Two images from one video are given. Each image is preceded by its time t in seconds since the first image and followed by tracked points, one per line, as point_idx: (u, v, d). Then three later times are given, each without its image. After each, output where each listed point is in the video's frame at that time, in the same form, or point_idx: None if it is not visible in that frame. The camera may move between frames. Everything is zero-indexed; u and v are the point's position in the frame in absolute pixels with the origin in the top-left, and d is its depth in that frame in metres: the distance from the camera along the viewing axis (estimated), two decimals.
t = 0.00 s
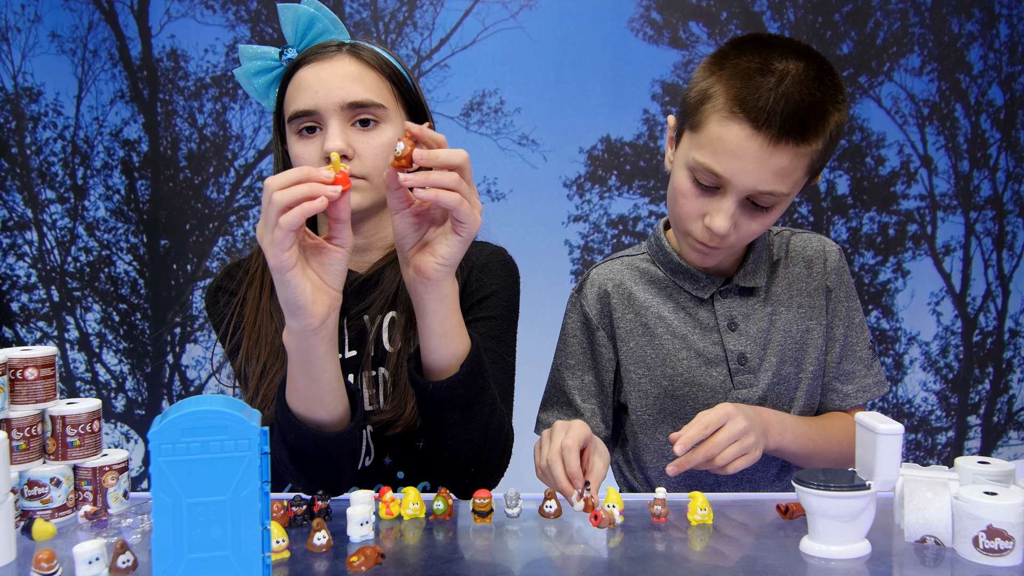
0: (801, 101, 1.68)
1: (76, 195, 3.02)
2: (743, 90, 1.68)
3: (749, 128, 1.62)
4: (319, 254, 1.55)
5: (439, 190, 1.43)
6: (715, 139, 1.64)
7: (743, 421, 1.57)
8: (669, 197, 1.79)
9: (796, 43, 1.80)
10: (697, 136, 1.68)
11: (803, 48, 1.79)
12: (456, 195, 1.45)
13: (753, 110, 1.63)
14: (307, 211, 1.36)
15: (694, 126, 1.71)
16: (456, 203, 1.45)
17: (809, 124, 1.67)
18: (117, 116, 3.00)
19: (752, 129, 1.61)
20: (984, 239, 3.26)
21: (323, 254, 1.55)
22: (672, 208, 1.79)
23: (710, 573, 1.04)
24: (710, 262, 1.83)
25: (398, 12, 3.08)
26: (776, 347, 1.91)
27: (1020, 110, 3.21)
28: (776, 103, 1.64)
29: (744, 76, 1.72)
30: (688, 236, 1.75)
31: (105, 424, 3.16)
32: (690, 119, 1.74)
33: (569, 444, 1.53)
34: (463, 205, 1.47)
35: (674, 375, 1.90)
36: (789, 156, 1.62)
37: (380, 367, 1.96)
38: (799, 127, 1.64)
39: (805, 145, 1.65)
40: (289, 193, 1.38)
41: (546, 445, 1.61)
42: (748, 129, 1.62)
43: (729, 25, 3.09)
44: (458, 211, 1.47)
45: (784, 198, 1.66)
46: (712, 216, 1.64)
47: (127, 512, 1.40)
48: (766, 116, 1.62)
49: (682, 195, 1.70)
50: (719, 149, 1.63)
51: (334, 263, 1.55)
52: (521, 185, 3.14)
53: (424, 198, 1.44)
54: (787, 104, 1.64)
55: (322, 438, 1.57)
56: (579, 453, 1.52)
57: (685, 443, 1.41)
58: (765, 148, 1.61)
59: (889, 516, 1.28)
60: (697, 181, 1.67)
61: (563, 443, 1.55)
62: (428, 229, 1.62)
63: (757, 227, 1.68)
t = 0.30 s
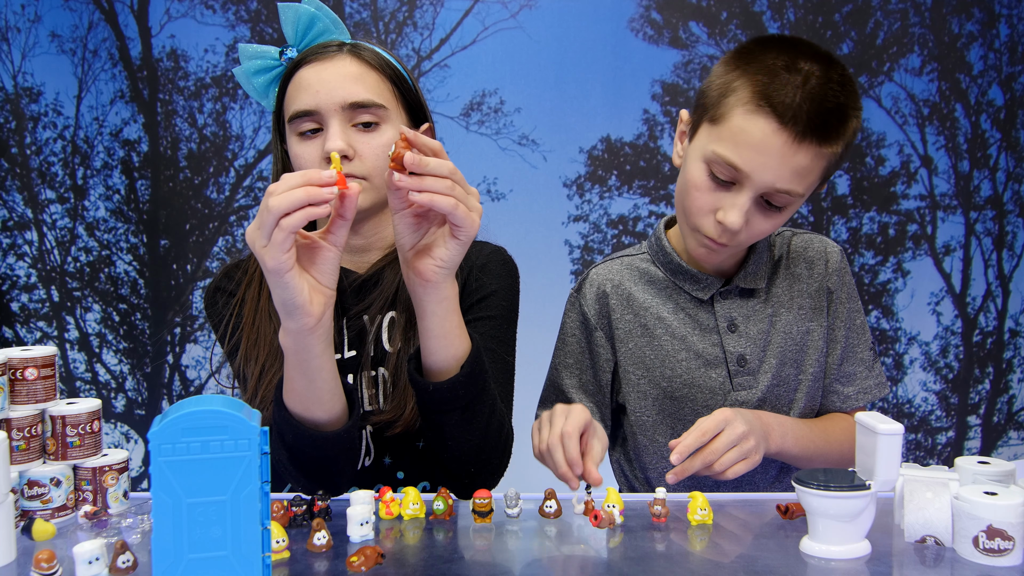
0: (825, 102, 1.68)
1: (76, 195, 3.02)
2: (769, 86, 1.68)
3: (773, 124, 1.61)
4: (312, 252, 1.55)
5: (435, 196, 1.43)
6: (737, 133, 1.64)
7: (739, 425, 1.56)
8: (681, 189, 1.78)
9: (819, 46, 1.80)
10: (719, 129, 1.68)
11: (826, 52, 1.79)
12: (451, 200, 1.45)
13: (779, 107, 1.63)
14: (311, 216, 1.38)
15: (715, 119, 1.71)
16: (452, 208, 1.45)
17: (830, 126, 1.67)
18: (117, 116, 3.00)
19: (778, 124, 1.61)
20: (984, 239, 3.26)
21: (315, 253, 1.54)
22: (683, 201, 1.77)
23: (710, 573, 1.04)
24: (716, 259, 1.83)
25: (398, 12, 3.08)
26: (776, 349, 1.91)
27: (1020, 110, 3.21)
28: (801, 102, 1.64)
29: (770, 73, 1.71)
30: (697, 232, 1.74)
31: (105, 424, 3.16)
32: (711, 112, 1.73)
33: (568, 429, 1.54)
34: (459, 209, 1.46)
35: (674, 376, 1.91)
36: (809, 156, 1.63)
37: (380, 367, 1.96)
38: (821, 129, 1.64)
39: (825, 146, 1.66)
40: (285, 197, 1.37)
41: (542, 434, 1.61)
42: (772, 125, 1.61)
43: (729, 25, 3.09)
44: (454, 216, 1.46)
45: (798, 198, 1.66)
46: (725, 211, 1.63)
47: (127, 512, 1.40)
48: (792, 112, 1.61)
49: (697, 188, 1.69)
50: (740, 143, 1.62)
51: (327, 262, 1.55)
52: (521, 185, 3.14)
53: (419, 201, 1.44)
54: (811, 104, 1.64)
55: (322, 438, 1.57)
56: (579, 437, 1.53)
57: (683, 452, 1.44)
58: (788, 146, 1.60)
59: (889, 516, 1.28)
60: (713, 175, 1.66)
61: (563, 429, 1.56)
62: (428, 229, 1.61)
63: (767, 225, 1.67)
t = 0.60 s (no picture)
0: (833, 105, 1.67)
1: (76, 195, 3.02)
2: (778, 89, 1.67)
3: (782, 128, 1.61)
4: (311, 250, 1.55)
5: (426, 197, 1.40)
6: (747, 137, 1.63)
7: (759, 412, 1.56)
8: (691, 192, 1.78)
9: (828, 47, 1.80)
10: (728, 132, 1.67)
11: (834, 52, 1.79)
12: (442, 201, 1.42)
13: (787, 111, 1.62)
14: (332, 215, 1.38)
15: (723, 122, 1.70)
16: (442, 210, 1.42)
17: (839, 129, 1.67)
18: (117, 116, 3.00)
19: (787, 129, 1.61)
20: (984, 239, 3.26)
21: (315, 251, 1.54)
22: (694, 203, 1.77)
23: (710, 573, 1.04)
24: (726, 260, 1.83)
25: (398, 12, 3.08)
26: (781, 348, 1.91)
27: (1020, 110, 3.21)
28: (810, 105, 1.64)
29: (779, 77, 1.71)
30: (708, 234, 1.75)
31: (105, 424, 3.16)
32: (720, 115, 1.73)
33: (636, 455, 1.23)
34: (451, 210, 1.43)
35: (679, 371, 1.90)
36: (818, 160, 1.63)
37: (379, 368, 1.96)
38: (829, 132, 1.64)
39: (834, 149, 1.66)
40: (303, 197, 1.36)
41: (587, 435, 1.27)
42: (782, 129, 1.61)
43: (729, 25, 3.09)
44: (444, 217, 1.43)
45: (807, 201, 1.66)
46: (735, 214, 1.63)
47: (127, 512, 1.40)
48: (801, 116, 1.61)
49: (706, 192, 1.69)
50: (749, 146, 1.62)
51: (325, 260, 1.55)
52: (521, 185, 3.14)
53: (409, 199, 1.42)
54: (820, 109, 1.64)
55: (322, 436, 1.57)
56: (639, 472, 1.24)
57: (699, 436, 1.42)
58: (796, 150, 1.60)
59: (889, 516, 1.28)
60: (723, 178, 1.66)
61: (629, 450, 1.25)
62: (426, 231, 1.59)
63: (776, 228, 1.68)
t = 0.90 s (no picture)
0: (829, 109, 1.67)
1: (76, 195, 3.02)
2: (771, 96, 1.67)
3: (776, 136, 1.61)
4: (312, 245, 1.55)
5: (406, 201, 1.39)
6: (742, 145, 1.63)
7: (762, 433, 1.56)
8: (692, 199, 1.78)
9: (823, 49, 1.79)
10: (724, 140, 1.67)
11: (830, 54, 1.78)
12: (422, 206, 1.41)
13: (781, 118, 1.62)
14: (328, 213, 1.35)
15: (719, 130, 1.70)
16: (425, 214, 1.41)
17: (835, 133, 1.66)
18: (117, 116, 3.00)
19: (780, 136, 1.60)
20: (984, 239, 3.26)
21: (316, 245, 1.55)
22: (696, 210, 1.78)
23: (710, 573, 1.04)
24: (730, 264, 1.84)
25: (398, 12, 3.08)
26: (787, 347, 1.91)
27: (1020, 110, 3.21)
28: (803, 111, 1.63)
29: (771, 84, 1.71)
30: (711, 241, 1.76)
31: (105, 424, 3.16)
32: (716, 123, 1.73)
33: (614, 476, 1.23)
34: (433, 213, 1.42)
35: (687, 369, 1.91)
36: (815, 164, 1.62)
37: (379, 369, 1.96)
38: (826, 136, 1.63)
39: (831, 153, 1.65)
40: (308, 190, 1.36)
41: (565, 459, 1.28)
42: (776, 136, 1.61)
43: (729, 25, 3.09)
44: (427, 221, 1.42)
45: (808, 204, 1.65)
46: (735, 221, 1.63)
47: (127, 513, 1.40)
48: (794, 123, 1.61)
49: (706, 200, 1.70)
50: (745, 155, 1.62)
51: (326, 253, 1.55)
52: (521, 185, 3.14)
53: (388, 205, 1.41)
54: (813, 112, 1.64)
55: (322, 434, 1.57)
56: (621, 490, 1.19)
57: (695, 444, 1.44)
58: (791, 156, 1.60)
59: (889, 516, 1.28)
60: (721, 186, 1.66)
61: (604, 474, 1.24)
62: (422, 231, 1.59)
63: (778, 232, 1.69)
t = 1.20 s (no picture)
0: (813, 125, 1.66)
1: (76, 195, 3.02)
2: (756, 119, 1.67)
3: (762, 160, 1.61)
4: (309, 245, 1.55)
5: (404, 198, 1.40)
6: (729, 170, 1.63)
7: (772, 433, 1.58)
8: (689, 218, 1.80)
9: (806, 61, 1.78)
10: (712, 165, 1.68)
11: (813, 66, 1.77)
12: (423, 202, 1.41)
13: (766, 142, 1.62)
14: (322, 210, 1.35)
15: (707, 152, 1.71)
16: (424, 211, 1.41)
17: (823, 148, 1.65)
18: (117, 116, 3.00)
19: (766, 161, 1.60)
20: (984, 239, 3.26)
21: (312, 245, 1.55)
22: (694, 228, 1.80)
23: (710, 573, 1.04)
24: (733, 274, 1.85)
25: (398, 12, 3.08)
26: (788, 344, 1.91)
27: (1020, 110, 3.21)
28: (788, 132, 1.63)
29: (755, 105, 1.71)
30: (710, 256, 1.77)
31: (105, 424, 3.16)
32: (704, 146, 1.73)
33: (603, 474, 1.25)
34: (433, 210, 1.42)
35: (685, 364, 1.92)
36: (805, 183, 1.62)
37: (379, 369, 1.96)
38: (813, 154, 1.63)
39: (820, 170, 1.65)
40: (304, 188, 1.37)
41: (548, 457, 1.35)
42: (762, 161, 1.61)
43: (729, 25, 3.09)
44: (426, 218, 1.42)
45: (802, 219, 1.65)
46: (731, 242, 1.65)
47: (127, 512, 1.40)
48: (780, 146, 1.61)
49: (701, 221, 1.72)
50: (733, 180, 1.62)
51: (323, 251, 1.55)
52: (521, 185, 3.14)
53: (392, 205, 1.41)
54: (799, 132, 1.63)
55: (323, 433, 1.57)
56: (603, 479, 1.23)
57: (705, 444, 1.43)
58: (780, 178, 1.60)
59: (889, 516, 1.28)
60: (714, 208, 1.67)
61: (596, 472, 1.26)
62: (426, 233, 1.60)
63: (777, 246, 1.70)
